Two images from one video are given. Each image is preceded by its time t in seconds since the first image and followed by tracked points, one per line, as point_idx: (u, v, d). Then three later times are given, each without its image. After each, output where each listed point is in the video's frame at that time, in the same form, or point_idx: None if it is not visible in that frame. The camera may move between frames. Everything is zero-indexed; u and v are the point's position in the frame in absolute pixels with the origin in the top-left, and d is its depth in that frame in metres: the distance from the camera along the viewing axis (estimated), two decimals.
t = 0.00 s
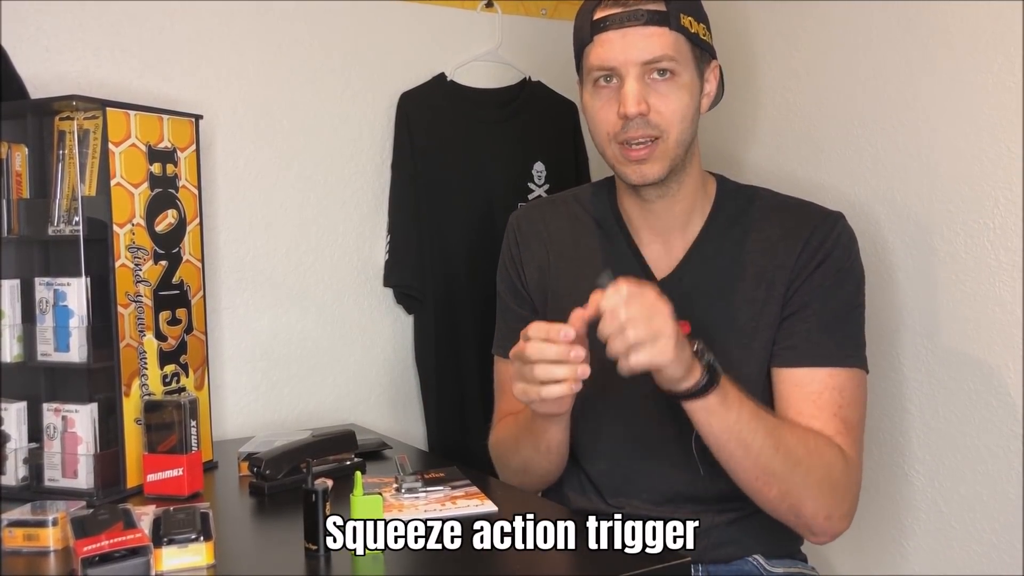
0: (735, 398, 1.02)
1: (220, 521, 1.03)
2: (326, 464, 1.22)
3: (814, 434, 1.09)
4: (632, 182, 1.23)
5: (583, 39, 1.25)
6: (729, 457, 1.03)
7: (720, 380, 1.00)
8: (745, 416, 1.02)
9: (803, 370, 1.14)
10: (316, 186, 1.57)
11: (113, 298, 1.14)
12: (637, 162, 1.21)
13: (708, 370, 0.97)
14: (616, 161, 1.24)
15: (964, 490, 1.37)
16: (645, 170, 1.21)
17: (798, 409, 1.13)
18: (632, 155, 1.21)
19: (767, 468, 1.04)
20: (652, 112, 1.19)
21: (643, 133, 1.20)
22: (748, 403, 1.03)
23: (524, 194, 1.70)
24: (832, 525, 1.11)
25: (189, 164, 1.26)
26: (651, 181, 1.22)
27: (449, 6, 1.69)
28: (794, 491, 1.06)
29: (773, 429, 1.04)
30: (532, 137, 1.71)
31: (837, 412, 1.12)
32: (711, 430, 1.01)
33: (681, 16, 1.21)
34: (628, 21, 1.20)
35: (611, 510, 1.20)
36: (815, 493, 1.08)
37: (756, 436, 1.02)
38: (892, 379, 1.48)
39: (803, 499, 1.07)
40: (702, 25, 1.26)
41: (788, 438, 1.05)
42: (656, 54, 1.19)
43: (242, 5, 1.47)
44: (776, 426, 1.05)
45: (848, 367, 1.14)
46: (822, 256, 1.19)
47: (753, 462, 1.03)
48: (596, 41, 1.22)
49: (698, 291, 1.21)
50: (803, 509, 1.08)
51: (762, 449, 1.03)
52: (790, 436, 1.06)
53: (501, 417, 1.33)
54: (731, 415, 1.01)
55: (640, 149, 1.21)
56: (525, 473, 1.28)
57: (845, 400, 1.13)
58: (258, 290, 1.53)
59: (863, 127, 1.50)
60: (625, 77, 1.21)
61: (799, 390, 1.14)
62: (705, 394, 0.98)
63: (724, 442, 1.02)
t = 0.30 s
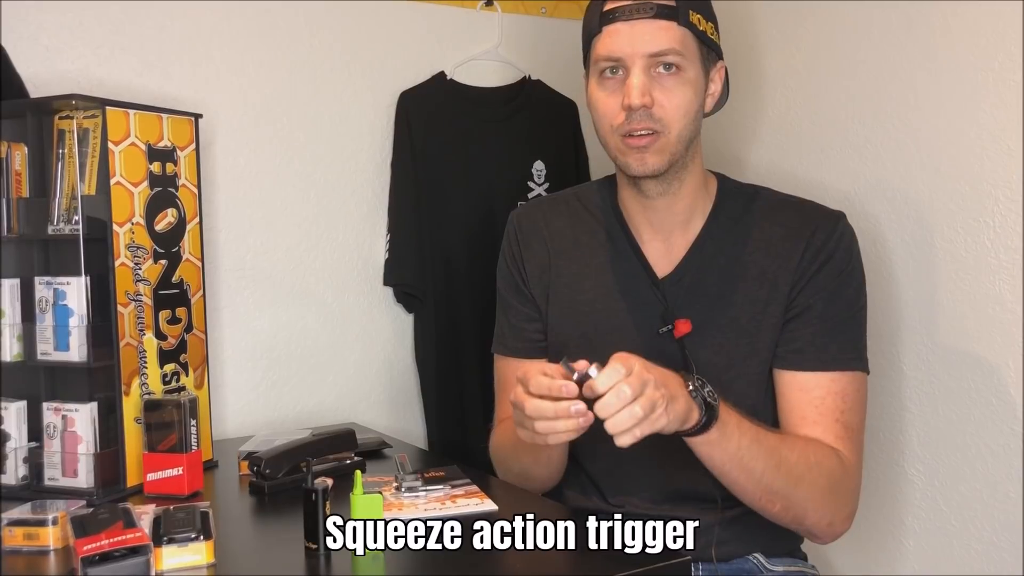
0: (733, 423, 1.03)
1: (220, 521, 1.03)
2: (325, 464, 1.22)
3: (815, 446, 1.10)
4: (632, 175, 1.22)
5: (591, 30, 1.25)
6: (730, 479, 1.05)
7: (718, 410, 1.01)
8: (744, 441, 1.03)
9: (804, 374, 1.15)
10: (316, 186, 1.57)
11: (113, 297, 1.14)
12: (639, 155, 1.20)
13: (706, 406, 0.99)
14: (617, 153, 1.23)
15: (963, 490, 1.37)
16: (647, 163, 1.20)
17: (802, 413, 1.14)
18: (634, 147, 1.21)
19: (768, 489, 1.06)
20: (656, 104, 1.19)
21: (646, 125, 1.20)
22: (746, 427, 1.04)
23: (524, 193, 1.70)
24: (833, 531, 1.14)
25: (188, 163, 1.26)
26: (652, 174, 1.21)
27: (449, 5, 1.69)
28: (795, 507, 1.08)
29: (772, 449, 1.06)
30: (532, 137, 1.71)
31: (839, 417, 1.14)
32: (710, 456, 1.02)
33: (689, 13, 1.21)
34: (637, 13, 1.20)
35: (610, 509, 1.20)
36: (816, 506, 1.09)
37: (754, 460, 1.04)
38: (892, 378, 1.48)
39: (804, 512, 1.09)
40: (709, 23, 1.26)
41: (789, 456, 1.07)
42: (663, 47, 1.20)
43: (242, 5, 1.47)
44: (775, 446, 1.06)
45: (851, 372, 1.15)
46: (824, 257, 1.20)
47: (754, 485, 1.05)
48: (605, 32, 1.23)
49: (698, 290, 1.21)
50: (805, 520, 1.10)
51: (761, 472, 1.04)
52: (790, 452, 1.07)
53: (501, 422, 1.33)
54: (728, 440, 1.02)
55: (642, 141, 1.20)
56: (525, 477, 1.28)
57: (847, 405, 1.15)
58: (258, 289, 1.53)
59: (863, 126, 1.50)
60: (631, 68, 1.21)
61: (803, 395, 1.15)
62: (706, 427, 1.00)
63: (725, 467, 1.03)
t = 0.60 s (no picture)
0: (743, 429, 1.03)
1: (220, 520, 1.03)
2: (325, 463, 1.22)
3: (824, 448, 1.10)
4: (637, 169, 1.22)
5: (598, 25, 1.26)
6: (742, 486, 1.04)
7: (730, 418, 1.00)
8: (755, 447, 1.03)
9: (811, 374, 1.15)
10: (315, 185, 1.57)
11: (113, 295, 1.14)
12: (644, 148, 1.20)
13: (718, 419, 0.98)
14: (622, 147, 1.23)
15: (963, 489, 1.37)
16: (652, 157, 1.20)
17: (809, 414, 1.14)
18: (639, 141, 1.21)
19: (778, 494, 1.06)
20: (661, 98, 1.20)
21: (651, 118, 1.20)
22: (757, 433, 1.04)
23: (525, 193, 1.70)
24: (841, 531, 1.14)
25: (188, 162, 1.26)
26: (656, 168, 1.21)
27: (449, 4, 1.69)
28: (805, 510, 1.08)
29: (783, 454, 1.06)
30: (533, 137, 1.71)
31: (845, 418, 1.14)
32: (720, 464, 1.02)
33: (696, 9, 1.22)
34: (644, 7, 1.21)
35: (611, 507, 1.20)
36: (825, 508, 1.10)
37: (765, 467, 1.04)
38: (892, 377, 1.48)
39: (814, 515, 1.09)
40: (715, 20, 1.26)
41: (798, 460, 1.07)
42: (669, 41, 1.20)
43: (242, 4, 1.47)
44: (784, 452, 1.06)
45: (857, 371, 1.15)
46: (827, 256, 1.19)
47: (764, 491, 1.05)
48: (612, 26, 1.23)
49: (702, 289, 1.21)
50: (814, 523, 1.10)
51: (772, 477, 1.04)
52: (799, 457, 1.07)
53: (502, 422, 1.32)
54: (739, 448, 1.02)
55: (647, 135, 1.20)
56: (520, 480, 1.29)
57: (854, 405, 1.15)
58: (258, 288, 1.53)
59: (863, 126, 1.50)
60: (638, 62, 1.21)
61: (810, 395, 1.15)
62: (719, 436, 0.99)
63: (736, 474, 1.03)
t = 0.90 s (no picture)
0: (760, 429, 1.01)
1: (221, 518, 1.03)
2: (326, 461, 1.22)
3: (836, 446, 1.09)
4: (643, 177, 1.22)
5: (615, 28, 1.24)
6: (756, 487, 1.03)
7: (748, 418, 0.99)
8: (771, 447, 1.01)
9: (814, 369, 1.15)
10: (316, 184, 1.57)
11: (113, 294, 1.14)
12: (651, 158, 1.21)
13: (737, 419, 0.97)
14: (630, 154, 1.23)
15: (964, 487, 1.37)
16: (658, 167, 1.20)
17: (813, 408, 1.13)
18: (646, 150, 1.21)
19: (791, 494, 1.04)
20: (672, 111, 1.19)
21: (661, 130, 1.19)
22: (773, 433, 1.02)
23: (525, 191, 1.70)
24: (849, 530, 1.13)
25: (189, 160, 1.26)
26: (662, 178, 1.21)
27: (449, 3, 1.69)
28: (815, 510, 1.07)
29: (797, 454, 1.04)
30: (534, 135, 1.71)
31: (852, 412, 1.13)
32: (736, 465, 1.00)
33: (715, 19, 1.20)
34: (663, 17, 1.18)
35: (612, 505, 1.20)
36: (835, 508, 1.09)
37: (781, 467, 1.02)
38: (892, 377, 1.48)
39: (823, 515, 1.09)
40: (733, 29, 1.25)
41: (812, 460, 1.05)
42: (684, 54, 1.18)
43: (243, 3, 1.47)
44: (798, 452, 1.04)
45: (862, 367, 1.15)
46: (832, 254, 1.20)
47: (778, 491, 1.03)
48: (628, 32, 1.21)
49: (704, 288, 1.21)
50: (822, 522, 1.09)
51: (786, 478, 1.03)
52: (813, 456, 1.06)
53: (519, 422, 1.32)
54: (756, 449, 1.00)
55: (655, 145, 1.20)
56: (509, 473, 1.29)
57: (860, 400, 1.14)
58: (258, 288, 1.52)
59: (864, 125, 1.50)
60: (651, 73, 1.20)
61: (813, 389, 1.15)
62: (737, 437, 0.98)
63: (752, 475, 1.01)
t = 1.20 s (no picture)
0: (755, 433, 1.00)
1: (222, 517, 1.03)
2: (326, 460, 1.22)
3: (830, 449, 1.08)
4: (656, 167, 1.23)
5: (641, 17, 1.25)
6: (751, 491, 1.02)
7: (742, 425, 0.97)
8: (766, 452, 1.01)
9: (816, 365, 1.14)
10: (316, 183, 1.57)
11: (114, 294, 1.14)
12: (666, 148, 1.21)
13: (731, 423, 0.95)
14: (645, 143, 1.23)
15: (964, 486, 1.38)
16: (672, 158, 1.21)
17: (812, 407, 1.13)
18: (663, 140, 1.21)
19: (786, 499, 1.04)
20: (691, 102, 1.19)
21: (678, 120, 1.20)
22: (768, 437, 1.02)
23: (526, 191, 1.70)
24: (842, 535, 1.13)
25: (189, 160, 1.26)
26: (675, 169, 1.21)
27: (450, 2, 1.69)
28: (810, 515, 1.07)
29: (792, 458, 1.04)
30: (535, 134, 1.71)
31: (850, 414, 1.12)
32: (731, 469, 1.00)
33: (740, 16, 1.21)
34: (690, 8, 1.19)
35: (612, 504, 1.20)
36: (830, 513, 1.08)
37: (776, 472, 1.02)
38: (893, 376, 1.48)
39: (818, 519, 1.08)
40: (757, 28, 1.26)
41: (807, 463, 1.05)
42: (708, 47, 1.19)
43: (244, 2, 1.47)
44: (794, 455, 1.04)
45: (863, 369, 1.15)
46: (839, 254, 1.20)
47: (773, 495, 1.03)
48: (653, 21, 1.22)
49: (705, 288, 1.21)
50: (817, 527, 1.09)
51: (782, 482, 1.02)
52: (808, 460, 1.05)
53: (541, 421, 1.31)
54: (750, 454, 0.99)
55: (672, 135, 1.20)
56: (505, 468, 1.29)
57: (859, 401, 1.13)
58: (258, 287, 1.52)
59: (866, 125, 1.51)
60: (673, 62, 1.20)
61: (812, 387, 1.14)
62: (729, 444, 0.97)
63: (747, 480, 1.01)
